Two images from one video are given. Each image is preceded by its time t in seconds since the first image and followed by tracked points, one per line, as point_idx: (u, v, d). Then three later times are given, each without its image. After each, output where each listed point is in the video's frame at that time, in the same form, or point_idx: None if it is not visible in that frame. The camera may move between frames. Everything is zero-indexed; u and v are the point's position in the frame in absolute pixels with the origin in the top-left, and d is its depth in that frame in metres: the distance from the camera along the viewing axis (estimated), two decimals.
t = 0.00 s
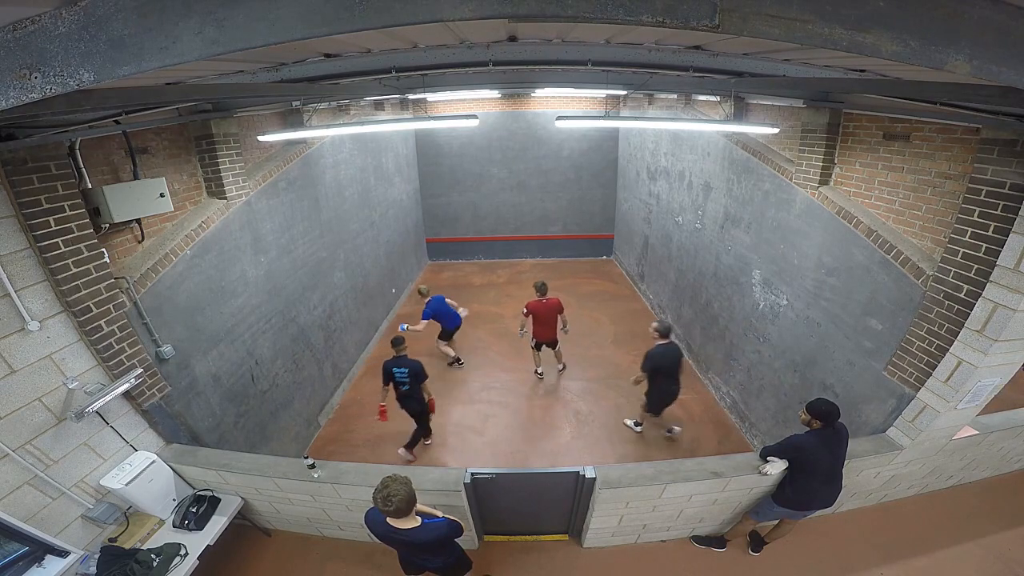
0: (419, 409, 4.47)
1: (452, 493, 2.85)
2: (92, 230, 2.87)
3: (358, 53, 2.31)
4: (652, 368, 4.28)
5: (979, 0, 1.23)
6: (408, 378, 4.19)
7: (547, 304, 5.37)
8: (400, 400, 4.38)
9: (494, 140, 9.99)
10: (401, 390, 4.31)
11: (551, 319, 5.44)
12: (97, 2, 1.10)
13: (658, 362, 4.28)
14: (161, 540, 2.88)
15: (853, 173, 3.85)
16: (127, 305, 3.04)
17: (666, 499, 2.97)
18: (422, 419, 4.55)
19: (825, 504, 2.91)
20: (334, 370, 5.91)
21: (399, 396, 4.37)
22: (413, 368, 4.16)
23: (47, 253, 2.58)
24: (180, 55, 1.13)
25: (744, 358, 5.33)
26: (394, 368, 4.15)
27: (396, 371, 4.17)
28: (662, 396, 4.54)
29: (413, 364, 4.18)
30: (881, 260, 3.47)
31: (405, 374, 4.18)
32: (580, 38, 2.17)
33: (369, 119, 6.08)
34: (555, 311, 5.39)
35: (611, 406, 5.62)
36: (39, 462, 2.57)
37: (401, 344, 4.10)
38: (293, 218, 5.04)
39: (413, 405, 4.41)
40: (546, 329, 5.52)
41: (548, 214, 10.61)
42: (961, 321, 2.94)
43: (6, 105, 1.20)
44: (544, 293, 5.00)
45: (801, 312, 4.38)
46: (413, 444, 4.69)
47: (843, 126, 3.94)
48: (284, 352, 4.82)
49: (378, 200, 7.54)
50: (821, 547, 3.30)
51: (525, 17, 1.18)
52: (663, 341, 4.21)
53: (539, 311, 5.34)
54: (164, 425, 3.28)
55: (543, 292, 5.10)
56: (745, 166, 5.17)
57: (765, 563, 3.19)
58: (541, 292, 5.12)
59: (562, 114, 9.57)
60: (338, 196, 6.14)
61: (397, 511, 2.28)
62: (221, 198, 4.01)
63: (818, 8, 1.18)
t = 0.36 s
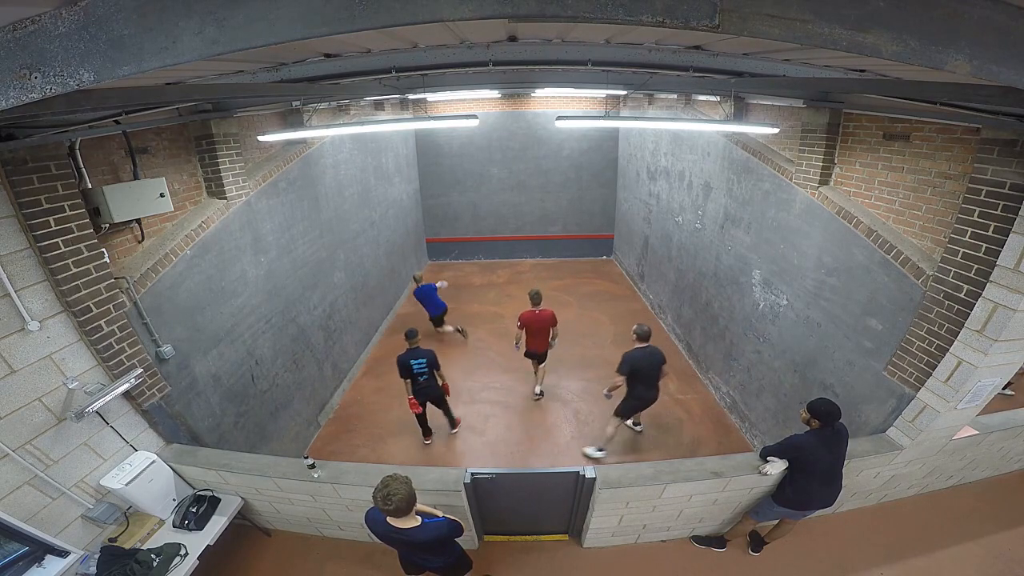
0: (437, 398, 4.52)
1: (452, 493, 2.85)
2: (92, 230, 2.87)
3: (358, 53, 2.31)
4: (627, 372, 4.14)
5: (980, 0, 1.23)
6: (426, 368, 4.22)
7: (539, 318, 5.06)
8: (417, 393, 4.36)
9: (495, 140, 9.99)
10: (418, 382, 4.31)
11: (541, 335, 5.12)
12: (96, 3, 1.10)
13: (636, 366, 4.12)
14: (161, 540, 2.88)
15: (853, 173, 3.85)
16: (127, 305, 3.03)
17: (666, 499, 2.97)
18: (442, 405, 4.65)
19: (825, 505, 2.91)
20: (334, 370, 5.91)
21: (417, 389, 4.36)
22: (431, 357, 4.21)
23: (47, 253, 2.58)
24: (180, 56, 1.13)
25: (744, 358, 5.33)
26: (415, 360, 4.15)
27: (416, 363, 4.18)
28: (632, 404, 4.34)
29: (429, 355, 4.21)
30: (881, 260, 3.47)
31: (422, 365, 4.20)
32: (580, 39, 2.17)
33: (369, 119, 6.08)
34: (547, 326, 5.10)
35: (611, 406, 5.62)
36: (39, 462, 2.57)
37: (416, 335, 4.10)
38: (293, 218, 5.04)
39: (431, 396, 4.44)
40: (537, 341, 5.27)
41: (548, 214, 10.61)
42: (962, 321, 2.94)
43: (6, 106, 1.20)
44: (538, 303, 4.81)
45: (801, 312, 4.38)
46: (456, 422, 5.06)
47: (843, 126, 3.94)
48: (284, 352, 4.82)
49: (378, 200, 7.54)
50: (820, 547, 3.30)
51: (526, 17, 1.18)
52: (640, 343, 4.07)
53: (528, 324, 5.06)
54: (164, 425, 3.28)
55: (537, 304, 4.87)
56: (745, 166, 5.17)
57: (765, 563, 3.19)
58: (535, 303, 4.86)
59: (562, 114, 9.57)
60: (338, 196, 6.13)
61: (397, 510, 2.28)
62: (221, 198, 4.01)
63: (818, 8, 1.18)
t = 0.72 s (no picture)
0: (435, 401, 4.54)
1: (452, 493, 2.85)
2: (92, 230, 2.87)
3: (358, 53, 2.31)
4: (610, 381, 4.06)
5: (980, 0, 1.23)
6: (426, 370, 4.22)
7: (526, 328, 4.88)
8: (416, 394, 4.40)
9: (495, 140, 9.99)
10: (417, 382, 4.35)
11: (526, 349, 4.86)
12: (96, 3, 1.10)
13: (618, 375, 4.02)
14: (161, 540, 2.88)
15: (853, 173, 3.85)
16: (127, 305, 3.03)
17: (666, 500, 2.97)
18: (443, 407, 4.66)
19: (825, 505, 2.91)
20: (334, 370, 5.91)
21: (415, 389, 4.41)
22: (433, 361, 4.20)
23: (47, 253, 2.58)
24: (180, 56, 1.13)
25: (744, 358, 5.33)
26: (416, 361, 4.19)
27: (416, 365, 4.21)
28: (615, 414, 4.19)
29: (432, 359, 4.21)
30: (881, 260, 3.47)
31: (424, 367, 4.21)
32: (580, 39, 2.17)
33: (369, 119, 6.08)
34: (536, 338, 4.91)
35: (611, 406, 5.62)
36: (39, 462, 2.57)
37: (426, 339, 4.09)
38: (293, 218, 5.04)
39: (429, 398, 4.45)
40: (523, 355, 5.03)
41: (548, 214, 10.61)
42: (962, 321, 2.94)
43: (6, 105, 1.20)
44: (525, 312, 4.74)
45: (801, 312, 4.38)
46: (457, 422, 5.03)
47: (843, 126, 3.93)
48: (284, 352, 4.82)
49: (378, 200, 7.55)
50: (820, 547, 3.30)
51: (526, 17, 1.18)
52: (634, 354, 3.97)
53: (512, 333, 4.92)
54: (164, 425, 3.28)
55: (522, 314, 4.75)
56: (745, 166, 5.17)
57: (765, 563, 3.19)
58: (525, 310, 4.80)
59: (562, 114, 9.57)
60: (338, 196, 6.13)
61: (396, 509, 2.28)
62: (221, 198, 4.01)
63: (818, 8, 1.18)
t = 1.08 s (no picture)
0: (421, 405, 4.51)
1: (452, 493, 2.85)
2: (92, 230, 2.87)
3: (358, 53, 2.31)
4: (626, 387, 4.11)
5: None
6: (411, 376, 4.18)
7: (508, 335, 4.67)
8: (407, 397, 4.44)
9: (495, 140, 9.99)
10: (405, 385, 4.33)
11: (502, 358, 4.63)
12: (95, 3, 1.10)
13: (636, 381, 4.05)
14: (162, 540, 2.89)
15: (853, 173, 3.85)
16: (127, 305, 3.04)
17: (666, 499, 2.97)
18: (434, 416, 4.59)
19: (824, 505, 2.91)
20: (334, 370, 5.91)
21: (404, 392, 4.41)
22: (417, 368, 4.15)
23: (47, 253, 2.58)
24: (180, 56, 1.13)
25: (744, 358, 5.33)
26: (404, 365, 4.19)
27: (404, 368, 4.21)
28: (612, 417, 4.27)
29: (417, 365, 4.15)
30: (880, 260, 3.47)
31: (410, 372, 4.16)
32: (580, 39, 2.17)
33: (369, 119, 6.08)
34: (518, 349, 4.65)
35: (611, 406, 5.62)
36: (39, 462, 2.57)
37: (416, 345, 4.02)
38: (293, 218, 5.04)
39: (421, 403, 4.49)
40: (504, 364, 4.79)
41: (548, 214, 10.62)
42: (962, 321, 2.94)
43: (6, 105, 1.20)
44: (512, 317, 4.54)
45: (801, 312, 4.38)
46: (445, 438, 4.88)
47: (843, 126, 3.93)
48: (284, 352, 4.82)
49: (378, 200, 7.55)
50: (820, 547, 3.30)
51: (526, 17, 1.18)
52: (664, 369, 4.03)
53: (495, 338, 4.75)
54: (164, 425, 3.28)
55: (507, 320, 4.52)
56: (745, 166, 5.17)
57: (765, 563, 3.19)
58: (511, 317, 4.60)
59: (562, 114, 9.57)
60: (338, 196, 6.13)
61: (394, 509, 2.28)
62: (221, 198, 4.01)
63: (818, 8, 1.18)
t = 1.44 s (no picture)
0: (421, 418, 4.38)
1: (452, 493, 2.85)
2: (92, 230, 2.87)
3: (358, 53, 2.31)
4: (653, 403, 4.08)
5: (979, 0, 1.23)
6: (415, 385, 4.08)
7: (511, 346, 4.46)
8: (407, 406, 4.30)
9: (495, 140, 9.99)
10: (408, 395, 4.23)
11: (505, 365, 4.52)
12: (95, 3, 1.10)
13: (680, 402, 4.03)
14: (161, 540, 2.89)
15: (853, 173, 3.85)
16: (127, 305, 3.03)
17: (666, 499, 2.97)
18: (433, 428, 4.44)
19: (824, 505, 2.91)
20: (334, 370, 5.91)
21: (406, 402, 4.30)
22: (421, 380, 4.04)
23: (47, 253, 2.58)
24: (180, 56, 1.13)
25: (744, 358, 5.33)
26: (410, 375, 4.06)
27: (409, 377, 4.10)
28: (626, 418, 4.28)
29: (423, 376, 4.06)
30: (880, 260, 3.47)
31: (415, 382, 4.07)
32: (580, 38, 2.17)
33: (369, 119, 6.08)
34: (522, 362, 4.44)
35: (611, 406, 5.62)
36: (39, 462, 2.57)
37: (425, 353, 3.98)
38: (293, 218, 5.03)
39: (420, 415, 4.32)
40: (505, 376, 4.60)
41: (548, 214, 10.61)
42: (961, 321, 2.94)
43: (6, 105, 1.20)
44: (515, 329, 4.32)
45: (801, 312, 4.38)
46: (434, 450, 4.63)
47: (843, 126, 3.93)
48: (284, 353, 4.81)
49: (378, 200, 7.54)
50: (821, 547, 3.30)
51: (526, 17, 1.18)
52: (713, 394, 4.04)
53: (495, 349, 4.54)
54: (165, 425, 3.28)
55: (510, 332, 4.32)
56: (745, 166, 5.17)
57: (765, 563, 3.19)
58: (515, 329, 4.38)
59: (562, 114, 9.57)
60: (338, 196, 6.13)
61: (393, 508, 2.28)
62: (221, 198, 4.01)
63: (818, 8, 1.18)
